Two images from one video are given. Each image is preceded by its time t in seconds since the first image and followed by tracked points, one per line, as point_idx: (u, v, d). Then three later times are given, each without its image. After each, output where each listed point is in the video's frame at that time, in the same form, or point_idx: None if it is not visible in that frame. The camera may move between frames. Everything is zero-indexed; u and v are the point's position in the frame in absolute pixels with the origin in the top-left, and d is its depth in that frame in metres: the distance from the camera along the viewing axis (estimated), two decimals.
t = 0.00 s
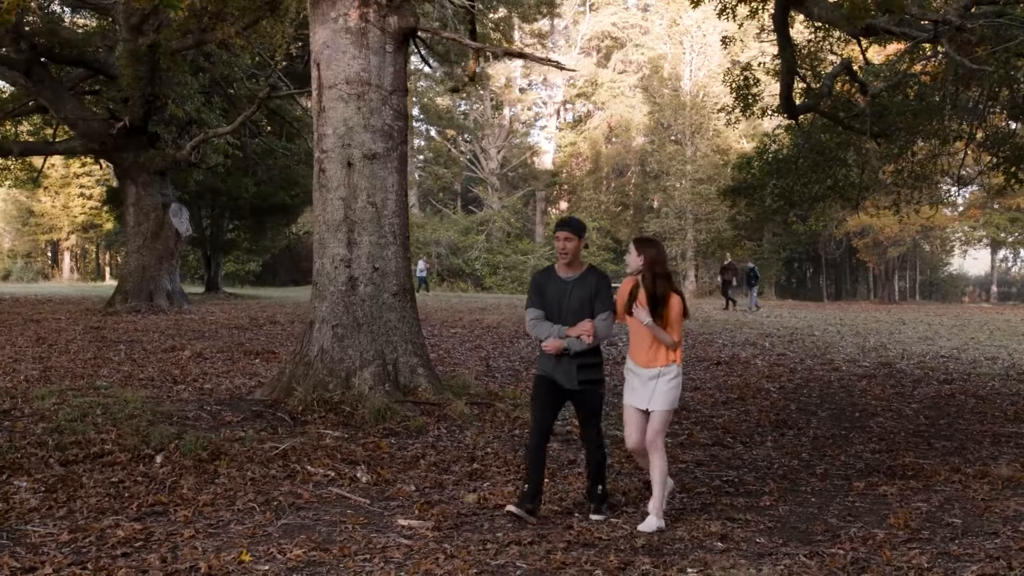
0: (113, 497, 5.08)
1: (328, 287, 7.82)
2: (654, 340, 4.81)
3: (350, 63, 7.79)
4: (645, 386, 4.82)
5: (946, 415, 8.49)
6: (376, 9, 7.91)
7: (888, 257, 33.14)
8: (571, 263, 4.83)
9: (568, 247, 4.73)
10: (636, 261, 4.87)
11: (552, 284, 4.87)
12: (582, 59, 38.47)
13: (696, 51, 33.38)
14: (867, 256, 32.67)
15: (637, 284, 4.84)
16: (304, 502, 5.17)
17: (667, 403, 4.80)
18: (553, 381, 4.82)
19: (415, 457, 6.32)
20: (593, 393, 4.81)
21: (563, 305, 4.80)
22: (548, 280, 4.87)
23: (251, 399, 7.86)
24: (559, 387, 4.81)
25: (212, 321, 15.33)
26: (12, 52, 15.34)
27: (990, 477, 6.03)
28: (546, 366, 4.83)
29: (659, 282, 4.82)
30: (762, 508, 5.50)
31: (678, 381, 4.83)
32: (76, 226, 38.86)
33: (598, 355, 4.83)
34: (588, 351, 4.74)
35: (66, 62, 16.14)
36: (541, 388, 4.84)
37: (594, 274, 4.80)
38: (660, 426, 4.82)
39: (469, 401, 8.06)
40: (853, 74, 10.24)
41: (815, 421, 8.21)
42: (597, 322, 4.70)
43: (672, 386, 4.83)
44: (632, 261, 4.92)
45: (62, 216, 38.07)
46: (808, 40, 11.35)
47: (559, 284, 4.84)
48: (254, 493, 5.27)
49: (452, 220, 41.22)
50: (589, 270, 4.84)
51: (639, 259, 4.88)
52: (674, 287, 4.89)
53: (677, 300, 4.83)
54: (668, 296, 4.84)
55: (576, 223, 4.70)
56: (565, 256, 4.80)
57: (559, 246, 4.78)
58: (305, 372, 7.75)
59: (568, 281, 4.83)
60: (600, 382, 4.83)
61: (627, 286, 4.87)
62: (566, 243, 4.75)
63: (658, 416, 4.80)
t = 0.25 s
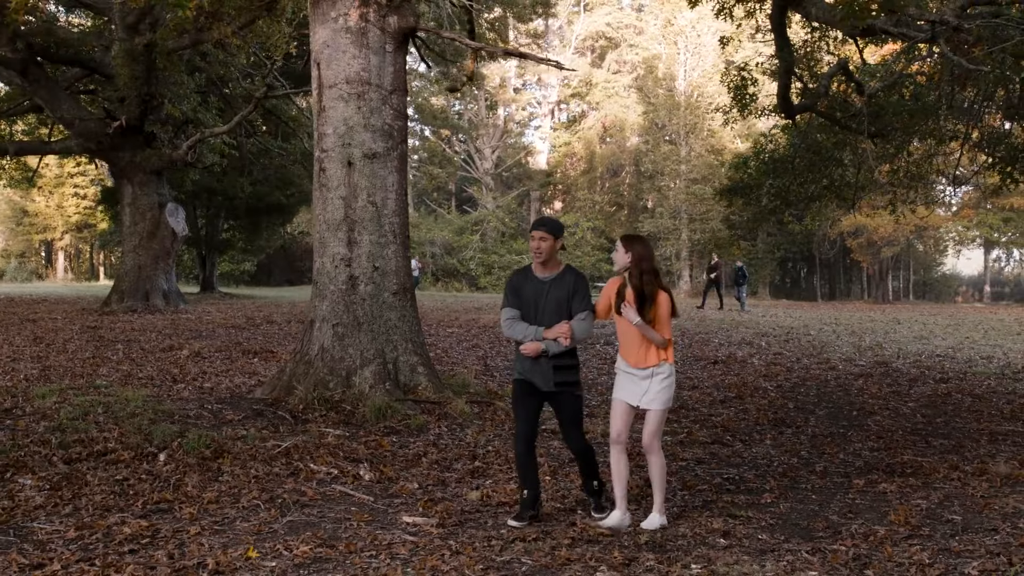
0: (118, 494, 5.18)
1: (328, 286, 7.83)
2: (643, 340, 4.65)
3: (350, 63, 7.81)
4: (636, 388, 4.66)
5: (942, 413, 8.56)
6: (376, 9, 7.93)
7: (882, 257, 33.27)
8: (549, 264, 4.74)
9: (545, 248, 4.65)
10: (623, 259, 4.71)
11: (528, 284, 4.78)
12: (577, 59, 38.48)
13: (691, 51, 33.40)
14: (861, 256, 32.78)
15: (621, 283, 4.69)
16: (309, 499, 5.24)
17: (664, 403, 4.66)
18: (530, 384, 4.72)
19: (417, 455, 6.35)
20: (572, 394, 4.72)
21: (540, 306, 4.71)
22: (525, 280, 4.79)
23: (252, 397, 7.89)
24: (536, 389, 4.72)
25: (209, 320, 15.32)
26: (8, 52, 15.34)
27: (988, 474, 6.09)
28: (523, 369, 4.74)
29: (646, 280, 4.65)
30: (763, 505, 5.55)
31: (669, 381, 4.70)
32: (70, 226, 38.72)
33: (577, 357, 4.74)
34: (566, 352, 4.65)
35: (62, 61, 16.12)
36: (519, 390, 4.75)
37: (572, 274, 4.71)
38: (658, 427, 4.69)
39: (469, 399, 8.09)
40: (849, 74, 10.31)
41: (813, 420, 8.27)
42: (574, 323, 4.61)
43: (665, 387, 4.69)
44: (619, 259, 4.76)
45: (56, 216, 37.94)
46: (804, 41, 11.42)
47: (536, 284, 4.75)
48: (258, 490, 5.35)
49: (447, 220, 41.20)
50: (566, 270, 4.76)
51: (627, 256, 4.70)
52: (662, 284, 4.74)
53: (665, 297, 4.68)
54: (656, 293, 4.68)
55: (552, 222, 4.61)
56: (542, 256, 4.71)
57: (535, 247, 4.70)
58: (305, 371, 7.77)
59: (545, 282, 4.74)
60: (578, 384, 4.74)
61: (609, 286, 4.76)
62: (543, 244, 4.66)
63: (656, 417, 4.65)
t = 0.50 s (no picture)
0: (131, 491, 5.25)
1: (336, 285, 7.86)
2: (630, 336, 4.57)
3: (357, 63, 7.83)
4: (623, 385, 4.58)
5: (947, 412, 8.59)
6: (383, 9, 7.95)
7: (883, 257, 33.28)
8: (539, 255, 4.77)
9: (535, 240, 4.68)
10: (612, 251, 4.62)
11: (520, 274, 4.83)
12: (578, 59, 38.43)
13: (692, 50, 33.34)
14: (863, 256, 32.82)
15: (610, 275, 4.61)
16: (320, 496, 5.29)
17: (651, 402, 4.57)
18: (517, 374, 4.74)
19: (426, 453, 6.37)
20: (557, 385, 4.71)
21: (530, 296, 4.76)
22: (517, 270, 4.84)
23: (260, 396, 7.92)
24: (523, 380, 4.74)
25: (213, 320, 15.34)
26: (13, 52, 15.38)
27: (995, 472, 6.12)
28: (511, 359, 4.77)
29: (634, 273, 4.56)
30: (771, 503, 5.58)
31: (657, 379, 4.60)
32: (72, 226, 38.71)
33: (564, 348, 4.75)
34: (553, 343, 4.66)
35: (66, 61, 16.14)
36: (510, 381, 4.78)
37: (562, 266, 4.74)
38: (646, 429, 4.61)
39: (476, 398, 8.12)
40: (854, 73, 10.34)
41: (818, 418, 8.30)
42: (563, 314, 4.62)
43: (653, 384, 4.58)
44: (609, 250, 4.67)
45: (58, 216, 37.94)
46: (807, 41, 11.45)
47: (527, 274, 4.80)
48: (269, 487, 5.39)
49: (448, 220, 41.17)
50: (557, 262, 4.79)
51: (616, 249, 4.63)
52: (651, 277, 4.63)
53: (653, 291, 4.58)
54: (645, 285, 4.59)
55: (542, 213, 4.63)
56: (533, 248, 4.75)
57: (526, 238, 4.73)
58: (313, 370, 7.80)
59: (535, 273, 4.79)
60: (564, 376, 4.75)
61: (599, 279, 4.72)
62: (533, 235, 4.69)
63: (644, 416, 4.56)
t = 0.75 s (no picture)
0: (143, 488, 5.30)
1: (343, 284, 7.88)
2: (619, 327, 4.59)
3: (364, 63, 7.85)
4: (607, 376, 4.63)
5: (952, 411, 8.62)
6: (390, 9, 7.96)
7: (884, 257, 33.33)
8: (536, 254, 4.75)
9: (533, 241, 4.66)
10: (606, 244, 4.63)
11: (517, 273, 4.82)
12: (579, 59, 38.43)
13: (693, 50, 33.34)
14: (864, 256, 32.85)
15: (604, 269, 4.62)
16: (332, 493, 5.32)
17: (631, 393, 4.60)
18: (515, 372, 4.77)
19: (435, 451, 6.40)
20: (553, 385, 4.73)
21: (527, 295, 4.76)
22: (513, 269, 4.83)
23: (267, 395, 7.96)
24: (521, 378, 4.76)
25: (217, 319, 15.37)
26: (17, 52, 15.42)
27: (1002, 471, 6.15)
28: (510, 356, 4.79)
29: (627, 264, 4.59)
30: (779, 500, 5.62)
31: (642, 370, 4.62)
32: (74, 226, 38.76)
33: (562, 345, 4.75)
34: (549, 340, 4.66)
35: (70, 61, 16.17)
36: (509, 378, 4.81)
37: (559, 263, 4.72)
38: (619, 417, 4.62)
39: (483, 396, 8.14)
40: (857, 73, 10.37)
41: (824, 417, 8.33)
42: (560, 312, 4.62)
43: (635, 377, 4.61)
44: (602, 244, 4.68)
45: (59, 216, 37.97)
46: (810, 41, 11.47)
47: (524, 273, 4.79)
48: (281, 484, 5.43)
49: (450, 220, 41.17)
50: (555, 260, 4.77)
51: (610, 239, 4.65)
52: (645, 269, 4.64)
53: (646, 282, 4.58)
54: (638, 276, 4.60)
55: (538, 212, 4.61)
56: (530, 247, 4.73)
57: (523, 236, 4.72)
58: (321, 368, 7.83)
59: (533, 271, 4.78)
60: (562, 374, 4.75)
61: (595, 272, 4.73)
62: (530, 235, 4.68)
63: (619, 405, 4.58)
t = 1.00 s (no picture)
0: (160, 486, 5.35)
1: (354, 283, 7.91)
2: (616, 326, 4.51)
3: (375, 63, 7.87)
4: (601, 378, 4.53)
5: (961, 410, 8.64)
6: (401, 10, 7.99)
7: (890, 257, 33.29)
8: (537, 256, 4.69)
9: (535, 242, 4.61)
10: (606, 244, 4.59)
11: (516, 276, 4.76)
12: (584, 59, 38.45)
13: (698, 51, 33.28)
14: (869, 256, 32.85)
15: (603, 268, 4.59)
16: (347, 491, 5.37)
17: (627, 397, 4.50)
18: (514, 376, 4.68)
19: (448, 449, 6.43)
20: (552, 391, 4.64)
21: (526, 298, 4.69)
22: (513, 272, 4.77)
23: (279, 393, 8.00)
24: (519, 381, 4.67)
25: (225, 319, 15.41)
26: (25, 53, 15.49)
27: (1012, 469, 6.17)
28: (509, 359, 4.70)
29: (626, 261, 4.54)
30: (791, 498, 5.64)
31: (637, 372, 4.52)
32: (80, 227, 38.83)
33: (562, 349, 4.67)
34: (548, 342, 4.57)
35: (78, 61, 16.24)
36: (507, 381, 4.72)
37: (560, 265, 4.67)
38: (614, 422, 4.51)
39: (493, 395, 8.17)
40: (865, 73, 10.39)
41: (833, 416, 8.35)
42: (560, 313, 4.55)
43: (631, 378, 4.51)
44: (601, 244, 4.63)
45: (65, 216, 38.04)
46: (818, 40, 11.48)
47: (523, 275, 4.73)
48: (296, 482, 5.47)
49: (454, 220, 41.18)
50: (556, 262, 4.72)
51: (610, 237, 4.60)
52: (645, 267, 4.58)
53: (647, 281, 4.51)
54: (639, 274, 4.54)
55: (540, 213, 4.57)
56: (530, 249, 4.69)
57: (523, 237, 4.67)
58: (332, 367, 7.86)
59: (533, 273, 4.72)
60: (561, 380, 4.66)
61: (595, 272, 4.67)
62: (531, 235, 4.63)
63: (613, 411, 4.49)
